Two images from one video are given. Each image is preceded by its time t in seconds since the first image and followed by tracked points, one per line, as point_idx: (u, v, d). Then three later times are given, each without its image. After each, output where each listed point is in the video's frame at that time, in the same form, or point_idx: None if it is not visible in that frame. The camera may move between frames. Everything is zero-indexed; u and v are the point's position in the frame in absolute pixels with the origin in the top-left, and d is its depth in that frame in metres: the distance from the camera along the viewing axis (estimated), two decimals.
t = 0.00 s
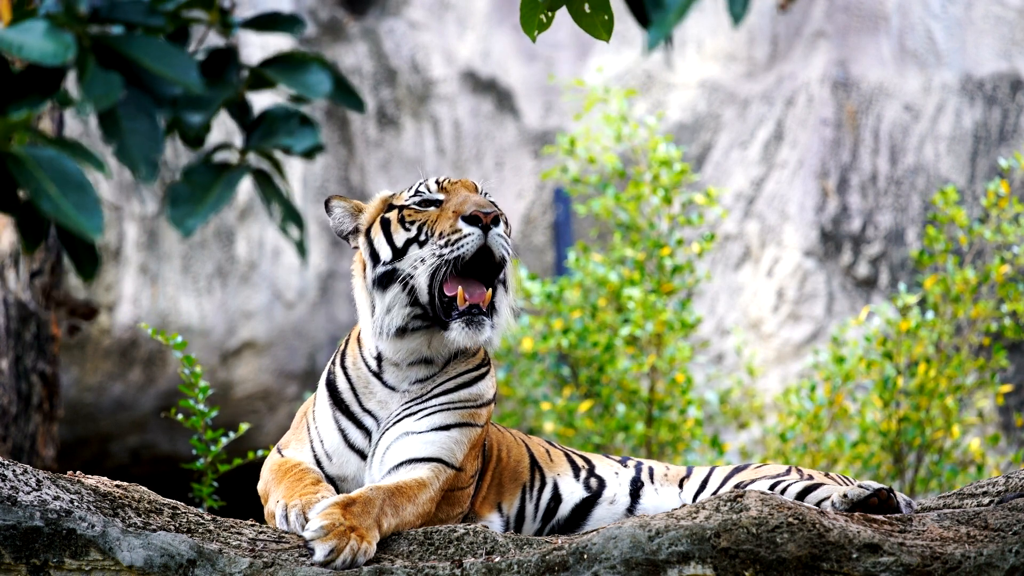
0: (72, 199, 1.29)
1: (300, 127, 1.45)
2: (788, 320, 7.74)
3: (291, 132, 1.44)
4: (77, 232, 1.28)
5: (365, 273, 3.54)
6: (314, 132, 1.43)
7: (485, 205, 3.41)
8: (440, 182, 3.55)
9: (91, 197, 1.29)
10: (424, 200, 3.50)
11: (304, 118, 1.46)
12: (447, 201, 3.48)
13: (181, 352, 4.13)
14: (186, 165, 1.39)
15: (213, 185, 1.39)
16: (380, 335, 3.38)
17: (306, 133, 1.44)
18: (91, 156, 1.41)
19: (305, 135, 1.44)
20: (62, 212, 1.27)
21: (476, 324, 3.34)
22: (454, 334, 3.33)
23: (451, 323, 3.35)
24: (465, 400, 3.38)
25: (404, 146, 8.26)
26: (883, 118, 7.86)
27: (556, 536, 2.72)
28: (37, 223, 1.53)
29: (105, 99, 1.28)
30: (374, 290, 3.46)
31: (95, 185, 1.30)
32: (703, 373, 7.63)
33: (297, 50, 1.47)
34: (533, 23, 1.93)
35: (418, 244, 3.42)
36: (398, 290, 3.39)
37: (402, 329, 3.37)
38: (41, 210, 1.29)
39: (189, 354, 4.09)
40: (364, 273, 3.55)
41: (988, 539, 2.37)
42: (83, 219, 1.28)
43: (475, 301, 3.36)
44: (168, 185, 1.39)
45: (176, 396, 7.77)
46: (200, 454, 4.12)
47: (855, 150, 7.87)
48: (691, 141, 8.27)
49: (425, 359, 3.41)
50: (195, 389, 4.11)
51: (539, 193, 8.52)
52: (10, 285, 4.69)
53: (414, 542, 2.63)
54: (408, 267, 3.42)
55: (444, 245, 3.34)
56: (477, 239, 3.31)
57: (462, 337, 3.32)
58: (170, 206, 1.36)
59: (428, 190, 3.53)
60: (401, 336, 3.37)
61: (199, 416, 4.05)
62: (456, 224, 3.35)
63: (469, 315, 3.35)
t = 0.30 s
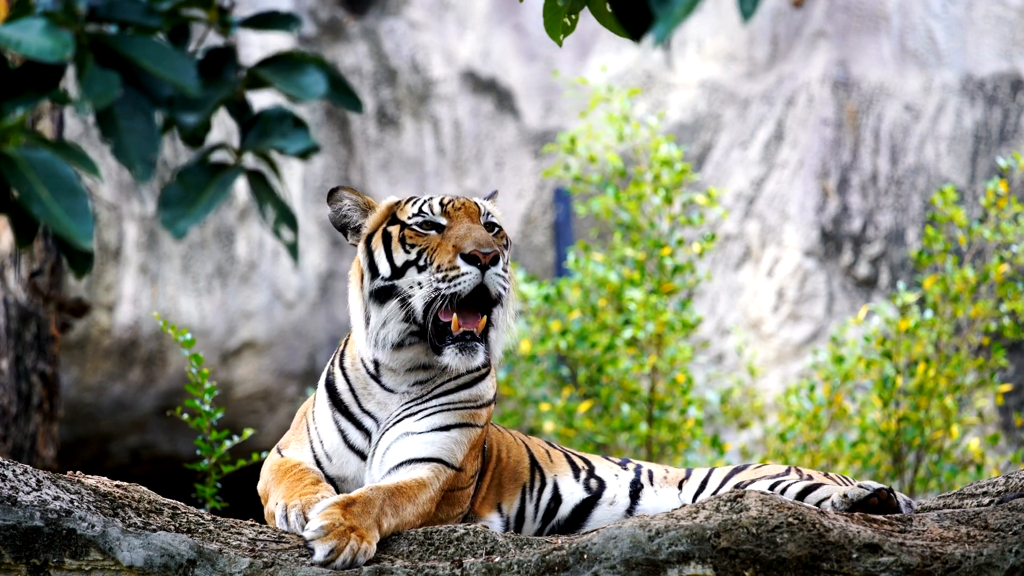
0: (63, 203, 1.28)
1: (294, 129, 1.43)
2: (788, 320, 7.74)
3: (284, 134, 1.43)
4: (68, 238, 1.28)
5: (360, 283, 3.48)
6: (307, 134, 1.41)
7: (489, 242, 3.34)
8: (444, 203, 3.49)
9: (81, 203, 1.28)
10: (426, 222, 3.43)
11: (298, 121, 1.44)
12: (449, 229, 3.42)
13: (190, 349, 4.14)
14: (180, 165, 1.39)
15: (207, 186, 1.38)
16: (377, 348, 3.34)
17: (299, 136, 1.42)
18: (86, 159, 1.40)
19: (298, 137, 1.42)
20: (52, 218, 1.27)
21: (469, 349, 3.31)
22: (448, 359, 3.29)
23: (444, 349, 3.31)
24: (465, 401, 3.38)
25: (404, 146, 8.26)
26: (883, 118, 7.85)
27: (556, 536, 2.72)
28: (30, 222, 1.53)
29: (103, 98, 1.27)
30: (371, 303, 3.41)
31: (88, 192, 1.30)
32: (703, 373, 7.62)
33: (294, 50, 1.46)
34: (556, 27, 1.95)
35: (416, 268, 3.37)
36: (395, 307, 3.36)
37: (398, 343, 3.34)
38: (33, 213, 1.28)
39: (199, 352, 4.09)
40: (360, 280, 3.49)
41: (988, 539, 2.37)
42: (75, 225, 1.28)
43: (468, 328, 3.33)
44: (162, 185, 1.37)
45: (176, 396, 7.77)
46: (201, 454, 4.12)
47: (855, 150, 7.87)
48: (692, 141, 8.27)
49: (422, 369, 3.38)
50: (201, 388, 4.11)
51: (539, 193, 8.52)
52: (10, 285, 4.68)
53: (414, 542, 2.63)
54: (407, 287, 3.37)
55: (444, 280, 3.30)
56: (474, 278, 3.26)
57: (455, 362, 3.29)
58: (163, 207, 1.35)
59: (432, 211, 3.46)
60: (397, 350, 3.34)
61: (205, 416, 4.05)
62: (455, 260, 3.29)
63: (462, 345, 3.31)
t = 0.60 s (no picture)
0: (64, 193, 1.27)
1: (296, 120, 1.43)
2: (788, 320, 7.75)
3: (286, 125, 1.43)
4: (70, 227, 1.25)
5: (358, 291, 3.47)
6: (309, 125, 1.42)
7: (487, 268, 3.31)
8: (445, 218, 3.47)
9: (83, 191, 1.27)
10: (426, 239, 3.42)
11: (300, 112, 1.44)
12: (448, 249, 3.40)
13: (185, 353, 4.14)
14: (181, 159, 1.39)
15: (208, 178, 1.37)
16: (373, 355, 3.33)
17: (301, 128, 1.42)
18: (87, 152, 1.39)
19: (300, 129, 1.42)
20: (54, 206, 1.25)
21: (464, 364, 3.30)
22: (442, 373, 3.28)
23: (439, 363, 3.30)
24: (465, 401, 3.38)
25: (404, 146, 8.27)
26: (883, 118, 7.86)
27: (556, 536, 2.72)
28: (33, 216, 1.52)
29: (101, 94, 1.26)
30: (368, 312, 3.40)
31: (89, 182, 1.28)
32: (703, 373, 7.62)
33: (293, 46, 1.47)
34: (544, 23, 1.89)
35: (414, 285, 3.36)
36: (392, 317, 3.36)
37: (393, 352, 3.33)
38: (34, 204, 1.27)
39: (196, 355, 4.09)
40: (358, 289, 3.49)
41: (988, 539, 2.37)
42: (76, 214, 1.25)
43: (462, 341, 3.31)
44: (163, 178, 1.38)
45: (176, 395, 7.77)
46: (202, 454, 4.12)
47: (855, 150, 7.87)
48: (691, 141, 8.27)
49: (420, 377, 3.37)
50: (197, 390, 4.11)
51: (539, 193, 8.52)
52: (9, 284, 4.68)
53: (414, 542, 2.63)
54: (405, 301, 3.37)
55: (440, 303, 3.28)
56: (469, 305, 3.24)
57: (450, 376, 3.28)
58: (165, 199, 1.34)
59: (432, 227, 3.44)
60: (394, 359, 3.34)
61: (202, 416, 4.05)
62: (452, 286, 3.27)
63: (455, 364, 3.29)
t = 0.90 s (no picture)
0: (72, 187, 1.26)
1: (306, 115, 1.43)
2: (788, 321, 7.75)
3: (296, 119, 1.43)
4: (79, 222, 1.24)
5: (358, 293, 3.47)
6: (319, 121, 1.41)
7: (487, 271, 3.29)
8: (444, 221, 3.46)
9: (92, 185, 1.26)
10: (426, 241, 3.42)
11: (310, 107, 1.44)
12: (448, 251, 3.40)
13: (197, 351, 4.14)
14: (192, 155, 1.39)
15: (220, 173, 1.38)
16: (374, 358, 3.33)
17: (311, 120, 1.42)
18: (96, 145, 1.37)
19: (310, 124, 1.41)
20: (62, 201, 1.24)
21: (465, 365, 3.29)
22: (442, 375, 3.27)
23: (440, 364, 3.29)
24: (465, 401, 3.38)
25: (404, 146, 8.27)
26: (883, 118, 7.85)
27: (556, 536, 2.73)
28: (38, 210, 1.52)
29: (107, 84, 1.24)
30: (369, 314, 3.41)
31: (97, 175, 1.28)
32: (703, 373, 7.62)
33: (304, 41, 1.47)
34: (527, 25, 1.85)
35: (415, 288, 3.35)
36: (393, 319, 3.36)
37: (394, 354, 3.33)
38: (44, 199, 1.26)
39: (207, 354, 4.09)
40: (358, 290, 3.49)
41: (988, 539, 2.37)
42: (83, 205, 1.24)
43: (465, 346, 3.29)
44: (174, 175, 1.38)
45: (176, 396, 7.77)
46: (206, 454, 4.12)
47: (855, 150, 7.87)
48: (692, 141, 8.26)
49: (421, 378, 3.37)
50: (207, 389, 4.11)
51: (539, 193, 8.52)
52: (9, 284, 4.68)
53: (414, 542, 2.63)
54: (405, 303, 3.36)
55: (440, 305, 3.27)
56: (468, 309, 3.23)
57: (451, 378, 3.27)
58: (177, 195, 1.35)
59: (432, 230, 3.44)
60: (395, 360, 3.33)
61: (210, 416, 4.05)
62: (451, 290, 3.26)
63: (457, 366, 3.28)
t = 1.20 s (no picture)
0: (66, 178, 1.25)
1: (318, 108, 1.39)
2: (788, 321, 7.75)
3: (308, 113, 1.39)
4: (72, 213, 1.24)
5: (359, 293, 3.47)
6: (332, 112, 1.38)
7: (488, 271, 3.30)
8: (445, 221, 3.46)
9: (85, 178, 1.25)
10: (426, 241, 3.41)
11: (321, 100, 1.41)
12: (449, 251, 3.40)
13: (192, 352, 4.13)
14: (203, 149, 1.36)
15: (231, 167, 1.35)
16: (375, 358, 3.33)
17: (323, 114, 1.39)
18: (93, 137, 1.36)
19: (322, 116, 1.38)
20: (56, 192, 1.23)
21: (466, 364, 3.30)
22: (444, 374, 3.28)
23: (441, 363, 3.30)
24: (465, 401, 3.38)
25: (404, 146, 8.27)
26: (883, 118, 7.86)
27: (556, 536, 2.72)
28: (37, 203, 1.51)
29: (105, 74, 1.23)
30: (369, 314, 3.40)
31: (91, 167, 1.26)
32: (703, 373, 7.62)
33: (312, 38, 1.44)
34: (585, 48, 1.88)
35: (415, 287, 3.35)
36: (394, 319, 3.36)
37: (395, 354, 3.33)
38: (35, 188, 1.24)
39: (202, 354, 4.08)
40: (359, 290, 3.48)
41: (988, 539, 2.37)
42: (79, 201, 1.24)
43: (465, 344, 3.30)
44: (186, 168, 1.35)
45: (176, 395, 7.77)
46: (204, 454, 4.12)
47: (855, 150, 7.88)
48: (692, 141, 8.25)
49: (421, 378, 3.37)
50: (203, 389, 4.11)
51: (539, 193, 8.52)
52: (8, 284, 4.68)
53: (414, 542, 2.63)
54: (406, 303, 3.36)
55: (442, 305, 3.27)
56: (470, 309, 3.24)
57: (452, 377, 3.28)
58: (189, 187, 1.32)
59: (432, 230, 3.44)
60: (395, 360, 3.34)
61: (207, 416, 4.05)
62: (453, 289, 3.26)
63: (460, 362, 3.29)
